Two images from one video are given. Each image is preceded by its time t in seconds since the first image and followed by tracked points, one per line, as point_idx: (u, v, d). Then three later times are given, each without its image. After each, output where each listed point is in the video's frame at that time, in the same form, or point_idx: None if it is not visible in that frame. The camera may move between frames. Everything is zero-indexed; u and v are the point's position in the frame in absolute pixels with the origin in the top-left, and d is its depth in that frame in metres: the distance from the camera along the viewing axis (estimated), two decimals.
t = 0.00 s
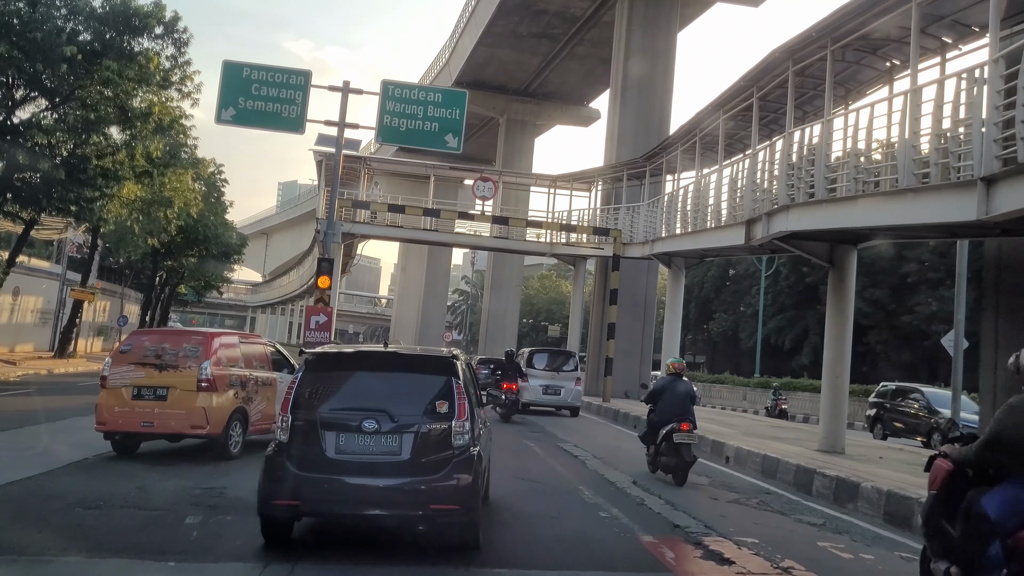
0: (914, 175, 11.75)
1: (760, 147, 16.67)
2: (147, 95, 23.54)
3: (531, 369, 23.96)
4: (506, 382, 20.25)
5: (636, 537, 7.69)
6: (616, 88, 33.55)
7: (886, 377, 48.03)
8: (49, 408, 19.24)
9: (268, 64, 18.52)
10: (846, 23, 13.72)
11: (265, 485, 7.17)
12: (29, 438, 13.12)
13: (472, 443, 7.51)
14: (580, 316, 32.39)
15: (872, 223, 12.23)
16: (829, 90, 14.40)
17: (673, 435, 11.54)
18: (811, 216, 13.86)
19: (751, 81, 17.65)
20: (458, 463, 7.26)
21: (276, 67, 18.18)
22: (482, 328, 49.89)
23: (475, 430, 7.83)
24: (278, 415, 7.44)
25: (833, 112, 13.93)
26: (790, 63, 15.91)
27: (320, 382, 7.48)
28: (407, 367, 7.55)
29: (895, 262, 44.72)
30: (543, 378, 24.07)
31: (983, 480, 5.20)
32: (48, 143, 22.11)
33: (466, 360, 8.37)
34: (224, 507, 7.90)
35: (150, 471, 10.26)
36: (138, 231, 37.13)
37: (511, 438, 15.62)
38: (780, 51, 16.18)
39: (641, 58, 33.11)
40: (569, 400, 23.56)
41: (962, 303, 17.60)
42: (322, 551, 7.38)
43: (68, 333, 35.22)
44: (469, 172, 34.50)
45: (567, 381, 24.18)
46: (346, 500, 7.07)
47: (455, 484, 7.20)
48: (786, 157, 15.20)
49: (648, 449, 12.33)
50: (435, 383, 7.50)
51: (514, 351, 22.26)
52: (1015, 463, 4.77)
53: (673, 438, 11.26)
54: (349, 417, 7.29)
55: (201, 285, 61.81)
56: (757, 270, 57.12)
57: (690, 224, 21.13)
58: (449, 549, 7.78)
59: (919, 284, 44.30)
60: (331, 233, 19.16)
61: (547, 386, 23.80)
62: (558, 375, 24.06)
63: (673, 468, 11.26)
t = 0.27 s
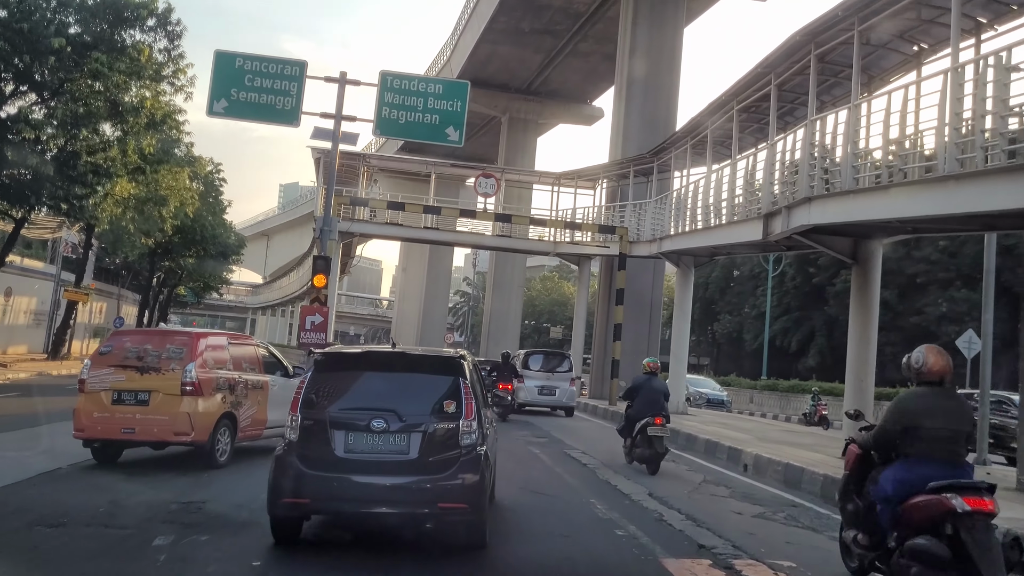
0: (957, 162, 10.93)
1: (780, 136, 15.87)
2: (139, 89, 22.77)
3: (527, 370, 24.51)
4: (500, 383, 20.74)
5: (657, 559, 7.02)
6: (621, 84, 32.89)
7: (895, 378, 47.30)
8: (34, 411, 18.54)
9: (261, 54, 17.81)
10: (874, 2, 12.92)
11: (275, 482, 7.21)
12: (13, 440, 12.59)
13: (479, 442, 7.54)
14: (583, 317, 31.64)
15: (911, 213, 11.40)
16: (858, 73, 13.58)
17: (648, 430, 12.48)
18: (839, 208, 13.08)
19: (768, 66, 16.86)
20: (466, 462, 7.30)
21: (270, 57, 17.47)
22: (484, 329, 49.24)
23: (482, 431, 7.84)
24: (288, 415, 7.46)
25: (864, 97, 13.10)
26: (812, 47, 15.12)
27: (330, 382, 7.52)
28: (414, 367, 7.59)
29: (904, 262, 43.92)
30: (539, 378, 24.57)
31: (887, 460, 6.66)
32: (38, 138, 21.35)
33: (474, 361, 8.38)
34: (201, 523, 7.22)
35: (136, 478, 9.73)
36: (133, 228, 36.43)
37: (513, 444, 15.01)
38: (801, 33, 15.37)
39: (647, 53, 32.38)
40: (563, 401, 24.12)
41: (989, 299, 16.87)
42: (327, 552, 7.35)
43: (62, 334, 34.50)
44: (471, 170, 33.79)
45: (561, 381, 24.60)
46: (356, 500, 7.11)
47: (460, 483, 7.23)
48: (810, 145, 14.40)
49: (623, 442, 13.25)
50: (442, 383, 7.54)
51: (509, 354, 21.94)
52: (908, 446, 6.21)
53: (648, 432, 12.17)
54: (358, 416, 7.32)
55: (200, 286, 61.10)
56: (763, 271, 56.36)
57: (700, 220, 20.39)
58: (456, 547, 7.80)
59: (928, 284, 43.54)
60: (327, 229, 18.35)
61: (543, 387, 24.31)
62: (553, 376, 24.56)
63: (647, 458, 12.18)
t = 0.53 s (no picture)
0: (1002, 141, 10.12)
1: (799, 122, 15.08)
2: (129, 78, 21.93)
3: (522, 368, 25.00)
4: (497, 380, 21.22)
5: None
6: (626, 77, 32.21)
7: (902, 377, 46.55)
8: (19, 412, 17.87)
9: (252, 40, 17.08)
10: None
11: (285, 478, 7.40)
12: None
13: (485, 439, 7.70)
14: (587, 316, 30.95)
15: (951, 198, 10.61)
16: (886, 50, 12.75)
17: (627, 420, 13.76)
18: (867, 194, 12.31)
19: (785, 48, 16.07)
20: (472, 458, 7.48)
21: (261, 43, 16.76)
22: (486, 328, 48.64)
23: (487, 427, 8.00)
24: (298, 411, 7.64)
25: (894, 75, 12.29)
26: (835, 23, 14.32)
27: (338, 379, 7.71)
28: (420, 364, 7.79)
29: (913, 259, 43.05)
30: (533, 376, 25.24)
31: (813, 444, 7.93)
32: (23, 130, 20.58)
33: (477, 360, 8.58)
34: (169, 540, 6.55)
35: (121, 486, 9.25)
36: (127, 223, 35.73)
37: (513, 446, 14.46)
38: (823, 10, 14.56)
39: (652, 43, 31.61)
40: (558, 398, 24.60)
41: (1020, 290, 16.06)
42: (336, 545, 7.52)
43: (54, 333, 33.78)
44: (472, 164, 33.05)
45: (556, 379, 25.22)
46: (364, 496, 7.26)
47: (464, 479, 7.40)
48: (833, 130, 13.60)
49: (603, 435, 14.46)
50: (447, 380, 7.74)
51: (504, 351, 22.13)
52: (829, 433, 7.51)
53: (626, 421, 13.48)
54: (365, 413, 7.49)
55: (198, 284, 60.45)
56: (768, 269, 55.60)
57: (709, 213, 19.67)
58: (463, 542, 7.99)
59: (937, 282, 42.74)
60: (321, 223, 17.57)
61: (537, 384, 24.79)
62: (548, 373, 25.03)
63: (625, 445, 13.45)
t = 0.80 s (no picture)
0: None
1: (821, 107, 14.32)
2: (118, 68, 21.17)
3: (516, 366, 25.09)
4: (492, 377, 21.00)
5: None
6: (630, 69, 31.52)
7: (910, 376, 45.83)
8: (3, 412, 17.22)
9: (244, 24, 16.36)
10: None
11: (293, 476, 7.36)
12: None
13: (492, 437, 7.63)
14: (591, 313, 30.24)
15: (997, 181, 9.84)
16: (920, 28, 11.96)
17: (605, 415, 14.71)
18: (899, 181, 11.58)
19: (806, 28, 15.23)
20: (480, 456, 7.41)
21: (253, 27, 16.04)
22: (487, 326, 47.99)
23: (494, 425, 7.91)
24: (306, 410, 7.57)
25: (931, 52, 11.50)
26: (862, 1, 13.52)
27: (345, 377, 7.62)
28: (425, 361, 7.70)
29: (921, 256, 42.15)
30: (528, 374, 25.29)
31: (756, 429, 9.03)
32: (8, 121, 19.82)
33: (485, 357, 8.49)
34: (134, 562, 5.88)
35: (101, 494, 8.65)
36: (120, 218, 35.01)
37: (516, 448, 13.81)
38: None
39: (657, 34, 30.84)
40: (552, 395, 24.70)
41: None
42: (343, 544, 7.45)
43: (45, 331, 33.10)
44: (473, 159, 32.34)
45: (551, 376, 25.24)
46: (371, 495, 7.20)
47: (471, 477, 7.33)
48: (861, 113, 12.82)
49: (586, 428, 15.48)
50: (454, 378, 7.66)
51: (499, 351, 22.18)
52: (771, 419, 8.55)
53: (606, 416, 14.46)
54: (373, 411, 7.41)
55: (197, 282, 59.77)
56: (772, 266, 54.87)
57: (720, 205, 18.96)
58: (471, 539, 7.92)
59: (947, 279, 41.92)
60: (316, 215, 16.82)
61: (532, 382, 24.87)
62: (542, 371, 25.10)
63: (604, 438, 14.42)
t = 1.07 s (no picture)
0: None
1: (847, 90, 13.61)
2: (109, 56, 19.88)
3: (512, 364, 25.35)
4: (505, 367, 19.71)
5: None
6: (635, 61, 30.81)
7: (917, 374, 45.23)
8: None
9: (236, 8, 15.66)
10: None
11: (305, 471, 7.55)
12: None
13: (498, 433, 7.78)
14: (596, 310, 29.57)
15: None
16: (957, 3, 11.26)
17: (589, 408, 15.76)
18: (938, 165, 10.92)
19: (828, 6, 14.43)
20: (487, 452, 7.56)
21: (245, 12, 15.34)
22: (489, 324, 47.35)
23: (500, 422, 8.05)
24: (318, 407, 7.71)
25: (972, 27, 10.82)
26: None
27: (354, 375, 7.78)
28: (431, 359, 7.84)
29: (931, 253, 41.37)
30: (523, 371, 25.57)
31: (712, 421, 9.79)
32: None
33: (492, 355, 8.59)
34: None
35: (80, 503, 8.12)
36: (116, 214, 34.37)
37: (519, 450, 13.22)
38: None
39: (663, 24, 30.09)
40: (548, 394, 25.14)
41: None
42: (353, 538, 7.61)
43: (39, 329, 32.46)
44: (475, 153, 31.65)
45: (545, 373, 25.59)
46: (380, 488, 7.38)
47: (478, 472, 7.46)
48: (893, 94, 12.13)
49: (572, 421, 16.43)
50: (461, 375, 7.82)
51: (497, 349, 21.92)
52: (725, 409, 9.31)
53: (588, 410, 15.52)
54: (383, 408, 7.58)
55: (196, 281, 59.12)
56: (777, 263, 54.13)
57: (732, 197, 18.27)
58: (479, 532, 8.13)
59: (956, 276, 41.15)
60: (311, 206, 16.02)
61: (527, 379, 25.18)
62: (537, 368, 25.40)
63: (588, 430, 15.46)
